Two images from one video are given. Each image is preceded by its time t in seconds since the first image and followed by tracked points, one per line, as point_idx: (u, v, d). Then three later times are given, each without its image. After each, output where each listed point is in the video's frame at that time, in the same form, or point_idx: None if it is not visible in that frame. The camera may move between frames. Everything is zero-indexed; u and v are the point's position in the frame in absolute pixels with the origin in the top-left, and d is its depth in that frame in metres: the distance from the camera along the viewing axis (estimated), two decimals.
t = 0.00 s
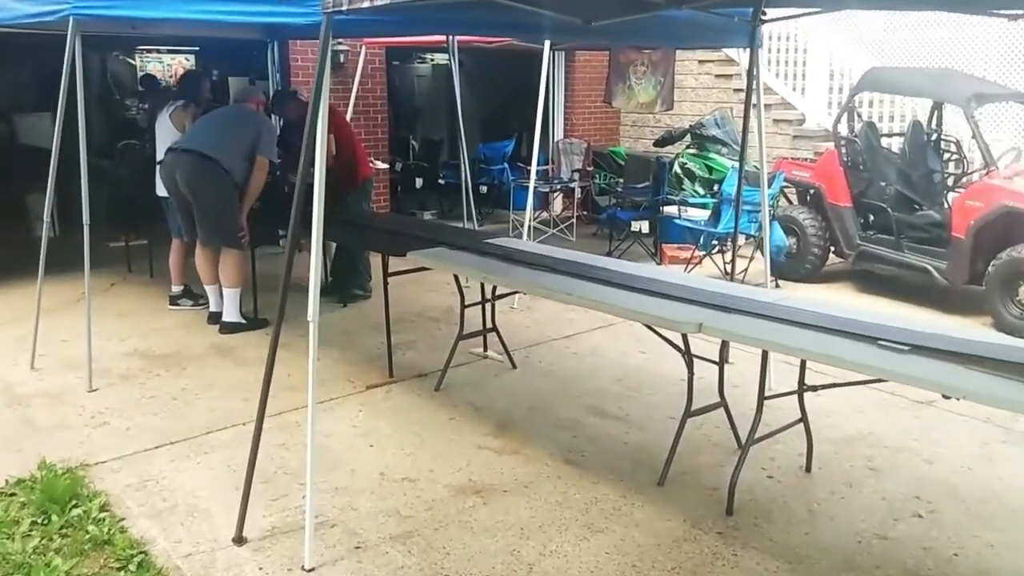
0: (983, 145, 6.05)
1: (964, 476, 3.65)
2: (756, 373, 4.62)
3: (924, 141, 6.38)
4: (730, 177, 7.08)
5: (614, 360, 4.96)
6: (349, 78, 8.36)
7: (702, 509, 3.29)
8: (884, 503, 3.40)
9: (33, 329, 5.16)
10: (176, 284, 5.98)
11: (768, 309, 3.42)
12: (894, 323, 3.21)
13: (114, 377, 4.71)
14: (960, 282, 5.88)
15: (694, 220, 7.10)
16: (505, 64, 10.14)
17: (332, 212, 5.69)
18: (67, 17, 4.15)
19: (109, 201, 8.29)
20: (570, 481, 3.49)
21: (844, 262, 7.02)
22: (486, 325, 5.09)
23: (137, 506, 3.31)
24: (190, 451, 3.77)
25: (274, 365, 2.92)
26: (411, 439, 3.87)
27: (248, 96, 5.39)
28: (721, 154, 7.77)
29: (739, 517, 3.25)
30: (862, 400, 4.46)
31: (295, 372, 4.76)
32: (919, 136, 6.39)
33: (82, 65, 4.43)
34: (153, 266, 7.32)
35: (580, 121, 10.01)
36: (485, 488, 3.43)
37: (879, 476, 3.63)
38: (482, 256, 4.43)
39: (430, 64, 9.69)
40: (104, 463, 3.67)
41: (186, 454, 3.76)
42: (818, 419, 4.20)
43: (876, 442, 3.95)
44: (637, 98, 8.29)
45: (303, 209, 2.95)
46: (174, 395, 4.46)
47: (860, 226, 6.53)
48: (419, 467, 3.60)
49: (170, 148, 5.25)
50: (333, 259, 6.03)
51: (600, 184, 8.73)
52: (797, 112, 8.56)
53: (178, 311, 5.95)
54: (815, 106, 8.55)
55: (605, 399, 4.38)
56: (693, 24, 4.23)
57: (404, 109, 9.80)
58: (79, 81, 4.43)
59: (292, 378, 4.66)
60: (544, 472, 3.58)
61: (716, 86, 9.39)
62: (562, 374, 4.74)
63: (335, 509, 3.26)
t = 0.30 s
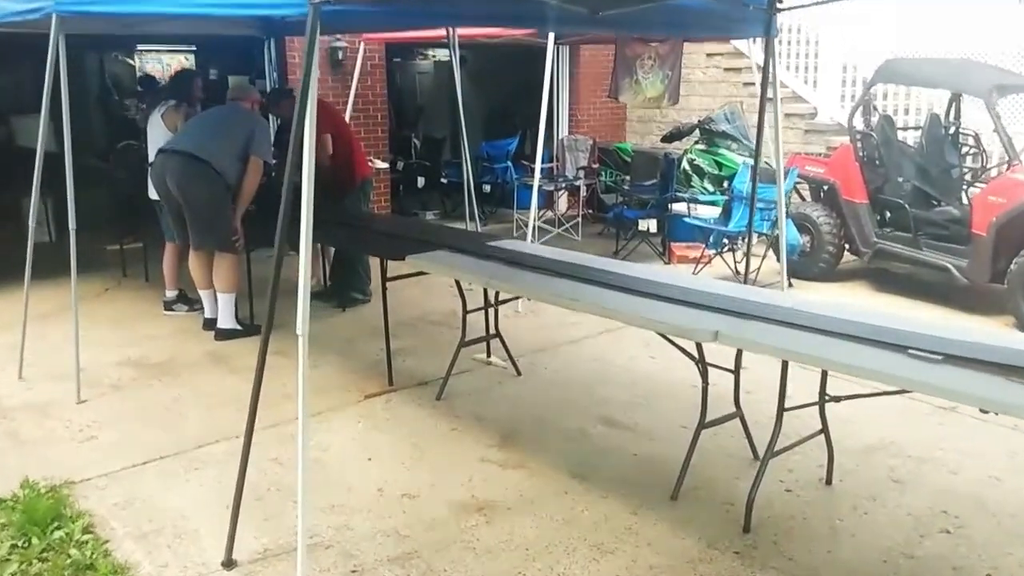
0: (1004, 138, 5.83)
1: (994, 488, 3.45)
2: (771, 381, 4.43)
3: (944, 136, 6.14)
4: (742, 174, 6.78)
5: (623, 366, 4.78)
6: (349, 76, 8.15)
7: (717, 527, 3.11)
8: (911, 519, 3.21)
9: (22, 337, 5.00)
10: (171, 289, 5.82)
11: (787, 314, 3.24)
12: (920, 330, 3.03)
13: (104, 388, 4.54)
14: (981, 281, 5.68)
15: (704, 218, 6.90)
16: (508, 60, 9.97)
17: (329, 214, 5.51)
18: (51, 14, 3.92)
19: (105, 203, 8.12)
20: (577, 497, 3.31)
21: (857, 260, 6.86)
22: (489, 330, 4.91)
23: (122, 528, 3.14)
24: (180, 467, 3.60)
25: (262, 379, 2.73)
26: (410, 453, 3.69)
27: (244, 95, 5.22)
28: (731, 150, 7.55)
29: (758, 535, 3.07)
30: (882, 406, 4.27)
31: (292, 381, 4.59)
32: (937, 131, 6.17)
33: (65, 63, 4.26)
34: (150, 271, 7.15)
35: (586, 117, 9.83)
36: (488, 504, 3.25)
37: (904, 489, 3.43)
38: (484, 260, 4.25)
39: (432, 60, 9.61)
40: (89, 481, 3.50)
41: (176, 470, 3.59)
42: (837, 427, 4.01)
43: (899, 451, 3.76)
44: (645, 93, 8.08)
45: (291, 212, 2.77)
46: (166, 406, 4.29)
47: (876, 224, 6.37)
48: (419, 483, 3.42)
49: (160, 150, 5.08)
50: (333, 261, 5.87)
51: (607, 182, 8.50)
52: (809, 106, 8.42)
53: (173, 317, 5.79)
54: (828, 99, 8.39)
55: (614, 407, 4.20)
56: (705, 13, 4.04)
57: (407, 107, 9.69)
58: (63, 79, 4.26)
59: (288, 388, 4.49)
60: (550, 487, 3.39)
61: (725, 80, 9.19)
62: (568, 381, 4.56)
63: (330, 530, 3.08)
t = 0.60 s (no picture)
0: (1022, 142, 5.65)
1: None
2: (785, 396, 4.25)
3: (958, 140, 5.97)
4: (751, 179, 6.60)
5: (630, 380, 4.60)
6: (349, 83, 8.00)
7: (731, 556, 2.93)
8: (937, 544, 3.02)
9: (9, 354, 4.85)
10: (164, 302, 5.68)
11: (803, 329, 3.07)
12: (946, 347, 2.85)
13: (92, 406, 4.38)
14: (999, 289, 5.47)
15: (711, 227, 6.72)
16: (511, 67, 9.82)
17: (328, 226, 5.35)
18: (35, 20, 3.66)
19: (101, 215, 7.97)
20: (583, 523, 3.14)
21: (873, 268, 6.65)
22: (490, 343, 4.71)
23: (102, 559, 2.97)
24: (166, 492, 3.44)
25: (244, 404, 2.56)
26: (407, 475, 3.53)
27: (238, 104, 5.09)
28: (739, 156, 7.39)
29: (774, 564, 2.88)
30: (902, 422, 4.09)
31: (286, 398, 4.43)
32: (952, 135, 5.97)
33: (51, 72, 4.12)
34: (145, 284, 7.00)
35: (591, 124, 9.67)
36: (488, 532, 3.08)
37: (927, 511, 3.25)
38: (486, 272, 4.09)
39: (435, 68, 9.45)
40: (70, 507, 3.34)
41: (161, 495, 3.42)
42: (856, 445, 3.83)
43: (922, 470, 3.58)
44: (651, 100, 7.88)
45: (274, 227, 2.63)
46: (154, 426, 4.13)
47: (889, 231, 6.15)
48: (417, 508, 3.25)
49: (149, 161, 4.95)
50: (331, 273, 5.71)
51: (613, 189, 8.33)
52: (820, 111, 8.25)
53: (167, 331, 5.64)
54: (838, 104, 8.24)
55: (622, 424, 4.02)
56: (715, 15, 3.88)
57: (410, 115, 9.55)
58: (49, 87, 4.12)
59: (282, 405, 4.32)
60: (554, 512, 3.22)
61: (732, 85, 9.03)
62: (573, 396, 4.39)
63: (321, 561, 2.92)
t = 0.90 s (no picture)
0: None
1: None
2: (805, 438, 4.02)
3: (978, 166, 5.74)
4: (764, 208, 6.45)
5: (641, 419, 4.38)
6: (354, 108, 7.88)
7: None
8: None
9: None
10: (158, 333, 5.50)
11: (827, 370, 2.84)
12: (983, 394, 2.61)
13: (76, 444, 4.18)
14: None
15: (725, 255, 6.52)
16: (519, 92, 9.69)
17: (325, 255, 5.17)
18: (22, 43, 3.41)
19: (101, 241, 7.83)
20: None
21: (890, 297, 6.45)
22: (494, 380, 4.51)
23: None
24: (147, 540, 3.23)
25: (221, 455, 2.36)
26: (403, 522, 3.31)
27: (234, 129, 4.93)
28: (751, 181, 7.19)
29: None
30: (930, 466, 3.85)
31: (280, 435, 4.23)
32: (972, 161, 5.75)
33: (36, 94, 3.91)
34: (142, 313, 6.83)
35: (600, 149, 9.51)
36: None
37: (963, 567, 3.01)
38: (488, 305, 3.88)
39: (443, 93, 9.42)
40: (42, 557, 3.13)
41: (141, 543, 3.21)
42: (883, 492, 3.60)
43: (954, 521, 3.34)
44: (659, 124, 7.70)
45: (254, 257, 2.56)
46: (140, 466, 3.93)
47: (910, 260, 5.93)
48: (412, 561, 3.03)
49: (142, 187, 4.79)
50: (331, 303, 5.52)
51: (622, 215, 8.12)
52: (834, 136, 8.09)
53: (161, 362, 5.46)
54: (853, 129, 8.07)
55: (633, 467, 3.80)
56: (725, 36, 3.73)
57: (417, 141, 9.47)
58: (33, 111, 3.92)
59: (275, 443, 4.12)
60: (559, 566, 2.99)
61: (743, 109, 8.86)
62: (581, 435, 4.17)
63: None
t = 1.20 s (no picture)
0: None
1: None
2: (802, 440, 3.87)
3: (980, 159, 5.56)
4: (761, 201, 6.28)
5: (633, 420, 4.22)
6: (340, 96, 7.68)
7: None
8: None
9: None
10: (135, 326, 5.31)
11: (832, 376, 2.67)
12: (999, 404, 2.44)
13: (44, 443, 4.00)
14: None
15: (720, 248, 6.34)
16: (512, 81, 9.50)
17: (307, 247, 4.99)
18: None
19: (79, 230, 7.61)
20: None
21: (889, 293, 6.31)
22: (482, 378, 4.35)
23: None
24: (112, 549, 3.05)
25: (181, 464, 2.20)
26: (383, 531, 3.15)
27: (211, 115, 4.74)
28: (746, 174, 7.06)
29: None
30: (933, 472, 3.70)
31: (257, 435, 4.05)
32: (975, 155, 5.58)
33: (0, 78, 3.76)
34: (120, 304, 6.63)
35: (593, 140, 9.33)
36: None
37: None
38: (476, 302, 3.72)
39: (433, 81, 9.20)
40: None
41: (104, 551, 3.04)
42: (885, 501, 3.44)
43: (960, 532, 3.19)
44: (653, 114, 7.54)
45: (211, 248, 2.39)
46: (109, 467, 3.75)
47: (910, 256, 5.79)
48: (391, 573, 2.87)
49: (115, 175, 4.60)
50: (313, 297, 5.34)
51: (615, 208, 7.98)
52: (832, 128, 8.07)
53: (137, 356, 5.27)
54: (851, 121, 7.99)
55: (624, 472, 3.64)
56: (724, 20, 3.53)
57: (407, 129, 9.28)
58: None
59: (252, 444, 3.94)
60: None
61: (738, 100, 8.68)
62: (571, 437, 4.01)
63: None
